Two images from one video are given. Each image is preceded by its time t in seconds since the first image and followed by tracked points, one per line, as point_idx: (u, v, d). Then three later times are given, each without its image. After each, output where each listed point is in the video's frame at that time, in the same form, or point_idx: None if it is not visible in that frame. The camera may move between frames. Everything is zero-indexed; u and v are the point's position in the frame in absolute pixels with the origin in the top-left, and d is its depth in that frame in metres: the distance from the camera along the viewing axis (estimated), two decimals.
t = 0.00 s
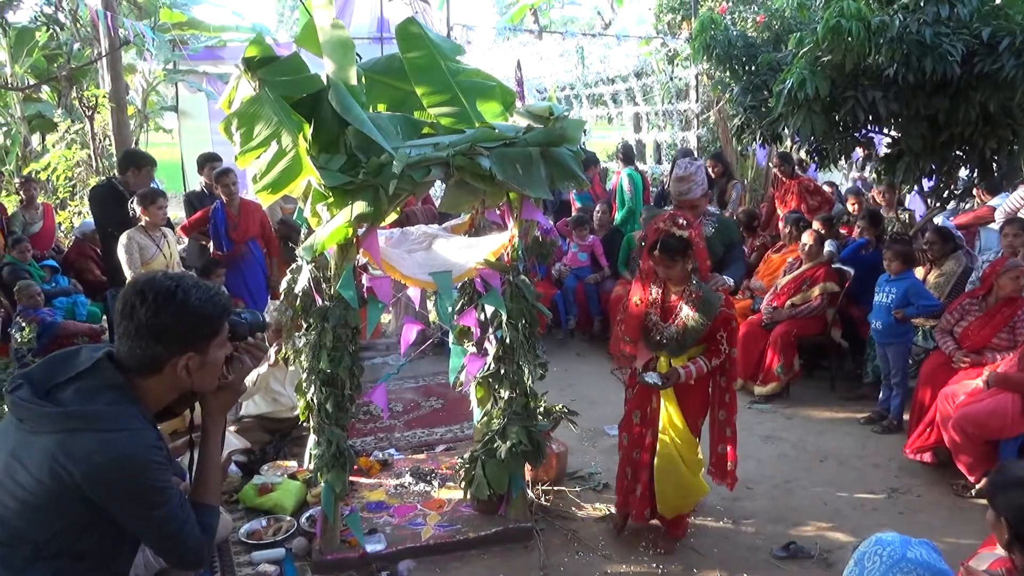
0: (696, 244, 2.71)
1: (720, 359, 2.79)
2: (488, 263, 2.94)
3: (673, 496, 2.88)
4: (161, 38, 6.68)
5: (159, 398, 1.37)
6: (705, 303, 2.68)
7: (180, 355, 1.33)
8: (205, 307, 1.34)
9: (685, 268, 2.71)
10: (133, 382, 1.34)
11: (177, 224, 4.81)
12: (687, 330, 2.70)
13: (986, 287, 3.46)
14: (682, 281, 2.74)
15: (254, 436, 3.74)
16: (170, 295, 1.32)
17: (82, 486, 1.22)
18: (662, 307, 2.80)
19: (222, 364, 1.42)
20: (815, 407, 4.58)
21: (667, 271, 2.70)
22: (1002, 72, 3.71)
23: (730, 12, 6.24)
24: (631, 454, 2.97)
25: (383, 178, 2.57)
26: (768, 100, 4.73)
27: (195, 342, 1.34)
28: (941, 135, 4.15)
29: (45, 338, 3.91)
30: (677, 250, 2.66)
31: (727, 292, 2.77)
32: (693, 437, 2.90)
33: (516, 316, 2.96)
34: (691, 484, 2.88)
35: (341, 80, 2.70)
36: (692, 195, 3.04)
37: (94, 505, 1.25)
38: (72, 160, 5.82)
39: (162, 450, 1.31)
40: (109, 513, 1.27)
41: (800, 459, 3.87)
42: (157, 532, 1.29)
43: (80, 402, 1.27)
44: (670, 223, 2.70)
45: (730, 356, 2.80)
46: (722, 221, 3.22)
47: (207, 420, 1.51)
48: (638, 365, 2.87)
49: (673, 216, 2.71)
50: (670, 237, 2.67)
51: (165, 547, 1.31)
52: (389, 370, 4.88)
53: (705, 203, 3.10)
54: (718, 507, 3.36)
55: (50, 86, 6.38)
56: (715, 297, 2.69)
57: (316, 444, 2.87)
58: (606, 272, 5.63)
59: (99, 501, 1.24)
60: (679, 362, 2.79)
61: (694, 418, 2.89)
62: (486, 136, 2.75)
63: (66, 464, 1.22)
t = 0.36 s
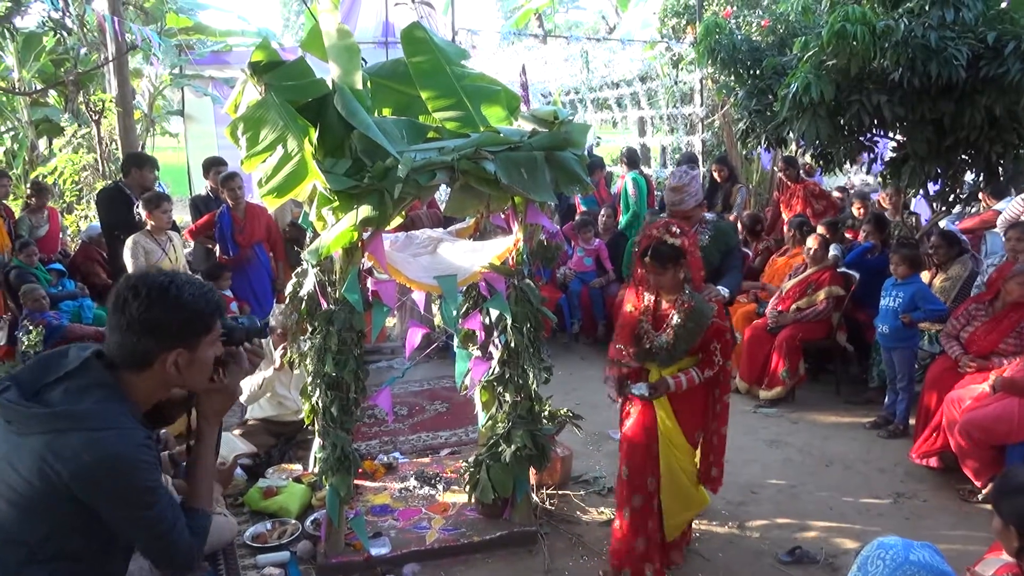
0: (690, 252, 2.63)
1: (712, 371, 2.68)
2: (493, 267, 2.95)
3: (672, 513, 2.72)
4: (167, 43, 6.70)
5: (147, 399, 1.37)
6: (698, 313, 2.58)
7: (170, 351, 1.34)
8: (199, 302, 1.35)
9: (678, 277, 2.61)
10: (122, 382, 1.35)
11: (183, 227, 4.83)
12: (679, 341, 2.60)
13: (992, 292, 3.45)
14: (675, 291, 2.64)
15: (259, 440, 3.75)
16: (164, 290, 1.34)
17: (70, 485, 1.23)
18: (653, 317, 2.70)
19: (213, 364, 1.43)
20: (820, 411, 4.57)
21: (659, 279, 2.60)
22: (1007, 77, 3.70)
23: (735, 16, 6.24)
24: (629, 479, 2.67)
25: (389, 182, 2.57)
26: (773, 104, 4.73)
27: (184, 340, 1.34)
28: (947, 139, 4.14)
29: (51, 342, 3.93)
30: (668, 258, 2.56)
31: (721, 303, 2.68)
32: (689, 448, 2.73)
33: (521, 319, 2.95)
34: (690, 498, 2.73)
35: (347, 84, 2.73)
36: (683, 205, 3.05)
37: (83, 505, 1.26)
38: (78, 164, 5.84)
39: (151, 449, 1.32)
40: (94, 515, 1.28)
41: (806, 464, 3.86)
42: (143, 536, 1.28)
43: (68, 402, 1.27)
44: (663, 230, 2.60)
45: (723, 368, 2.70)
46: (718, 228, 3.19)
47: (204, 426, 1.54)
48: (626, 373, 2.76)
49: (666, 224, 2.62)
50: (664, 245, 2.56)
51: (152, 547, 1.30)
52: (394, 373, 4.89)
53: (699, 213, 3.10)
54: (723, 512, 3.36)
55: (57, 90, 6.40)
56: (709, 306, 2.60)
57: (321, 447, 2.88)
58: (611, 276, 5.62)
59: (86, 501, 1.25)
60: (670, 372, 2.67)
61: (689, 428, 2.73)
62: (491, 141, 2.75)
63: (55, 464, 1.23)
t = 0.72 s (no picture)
0: (666, 251, 2.56)
1: (692, 375, 2.59)
2: (501, 270, 2.95)
3: (670, 521, 2.62)
4: (178, 46, 6.74)
5: (88, 359, 1.24)
6: (673, 313, 2.51)
7: (117, 294, 1.23)
8: (153, 246, 1.27)
9: (655, 276, 2.55)
10: (64, 338, 1.23)
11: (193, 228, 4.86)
12: (655, 345, 2.53)
13: (1004, 299, 3.43)
14: (652, 290, 2.58)
15: (268, 441, 3.76)
16: (119, 233, 1.26)
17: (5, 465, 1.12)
18: (631, 319, 2.64)
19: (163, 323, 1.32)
20: (828, 416, 4.56)
21: (634, 278, 2.54)
22: (1018, 80, 3.68)
23: (744, 19, 6.23)
24: (617, 492, 2.61)
25: (397, 184, 2.59)
26: (782, 107, 4.72)
27: (137, 284, 1.24)
28: (957, 143, 4.12)
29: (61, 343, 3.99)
30: (644, 255, 2.50)
31: (700, 304, 2.60)
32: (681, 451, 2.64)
33: (529, 322, 2.96)
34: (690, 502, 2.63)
35: (357, 87, 2.73)
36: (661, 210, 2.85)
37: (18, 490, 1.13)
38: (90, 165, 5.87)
39: (98, 421, 1.17)
40: (32, 496, 1.14)
41: (814, 468, 3.85)
42: (69, 536, 1.11)
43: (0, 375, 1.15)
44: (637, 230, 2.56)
45: (703, 372, 2.61)
46: (707, 232, 2.93)
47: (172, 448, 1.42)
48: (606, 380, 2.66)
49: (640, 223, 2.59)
50: (634, 243, 2.51)
51: (79, 550, 1.11)
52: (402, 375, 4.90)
53: (683, 216, 2.89)
54: (730, 516, 3.35)
55: (69, 92, 6.43)
56: (686, 305, 2.55)
57: (329, 449, 2.89)
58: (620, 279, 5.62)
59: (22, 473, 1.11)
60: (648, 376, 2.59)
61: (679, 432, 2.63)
62: (500, 143, 2.77)
63: None
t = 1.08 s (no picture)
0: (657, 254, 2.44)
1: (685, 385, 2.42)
2: (510, 274, 2.94)
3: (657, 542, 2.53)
4: (189, 51, 6.78)
5: (31, 354, 1.23)
6: (664, 319, 2.39)
7: (53, 285, 1.20)
8: (98, 239, 1.25)
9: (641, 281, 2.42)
10: (7, 332, 1.21)
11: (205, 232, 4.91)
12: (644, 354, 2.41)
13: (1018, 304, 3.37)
14: (642, 295, 2.46)
15: (278, 445, 3.77)
16: (65, 225, 1.24)
17: None
18: (621, 325, 2.55)
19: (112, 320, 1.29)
20: (840, 420, 4.54)
21: (618, 286, 2.41)
22: None
23: (754, 22, 6.23)
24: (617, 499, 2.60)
25: (407, 189, 2.60)
26: (792, 110, 4.70)
27: (75, 280, 1.21)
28: (969, 145, 4.08)
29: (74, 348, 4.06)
30: (627, 262, 2.37)
31: (690, 310, 2.45)
32: (669, 466, 2.50)
33: (538, 326, 2.96)
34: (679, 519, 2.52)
35: (366, 92, 2.74)
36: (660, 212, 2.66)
37: None
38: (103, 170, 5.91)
39: (25, 417, 1.15)
40: None
41: (825, 473, 3.83)
42: None
43: None
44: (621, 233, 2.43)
45: (697, 381, 2.43)
46: (708, 236, 2.73)
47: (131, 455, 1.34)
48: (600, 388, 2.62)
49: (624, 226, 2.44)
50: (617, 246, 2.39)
51: None
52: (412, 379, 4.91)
53: (685, 219, 2.69)
54: (741, 521, 3.34)
55: (82, 98, 6.49)
56: (674, 311, 2.41)
57: (339, 452, 2.90)
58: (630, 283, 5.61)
59: None
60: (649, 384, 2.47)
61: (665, 444, 2.49)
62: (509, 148, 2.77)
63: None
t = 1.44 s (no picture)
0: (635, 267, 2.36)
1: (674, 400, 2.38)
2: (517, 278, 2.95)
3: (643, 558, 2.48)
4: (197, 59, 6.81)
5: None
6: (647, 334, 2.30)
7: None
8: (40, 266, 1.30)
9: (620, 296, 2.35)
10: None
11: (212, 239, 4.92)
12: (627, 369, 2.35)
13: None
14: (625, 308, 2.38)
15: (286, 451, 3.78)
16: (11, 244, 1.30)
17: None
18: (606, 339, 2.49)
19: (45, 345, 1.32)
20: (849, 423, 4.51)
21: (600, 299, 2.36)
22: None
23: (760, 25, 6.22)
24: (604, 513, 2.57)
25: (413, 195, 2.59)
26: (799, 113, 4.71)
27: (12, 304, 1.26)
28: (977, 146, 4.06)
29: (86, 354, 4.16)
30: (607, 276, 2.31)
31: (676, 323, 2.37)
32: (657, 482, 2.46)
33: (545, 331, 2.97)
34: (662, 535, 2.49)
35: (372, 97, 2.76)
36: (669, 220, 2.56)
37: None
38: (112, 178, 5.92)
39: None
40: None
41: (835, 477, 3.81)
42: None
43: None
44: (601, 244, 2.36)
45: (686, 395, 2.39)
46: (722, 248, 2.60)
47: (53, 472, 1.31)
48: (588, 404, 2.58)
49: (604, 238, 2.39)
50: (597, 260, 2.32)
51: None
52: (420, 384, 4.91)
53: (700, 228, 2.58)
54: (751, 526, 3.32)
55: (90, 106, 6.52)
56: (659, 325, 2.33)
57: (347, 458, 2.90)
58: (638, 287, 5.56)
59: None
60: (636, 400, 2.42)
61: (653, 459, 2.44)
62: (515, 153, 2.77)
63: None
